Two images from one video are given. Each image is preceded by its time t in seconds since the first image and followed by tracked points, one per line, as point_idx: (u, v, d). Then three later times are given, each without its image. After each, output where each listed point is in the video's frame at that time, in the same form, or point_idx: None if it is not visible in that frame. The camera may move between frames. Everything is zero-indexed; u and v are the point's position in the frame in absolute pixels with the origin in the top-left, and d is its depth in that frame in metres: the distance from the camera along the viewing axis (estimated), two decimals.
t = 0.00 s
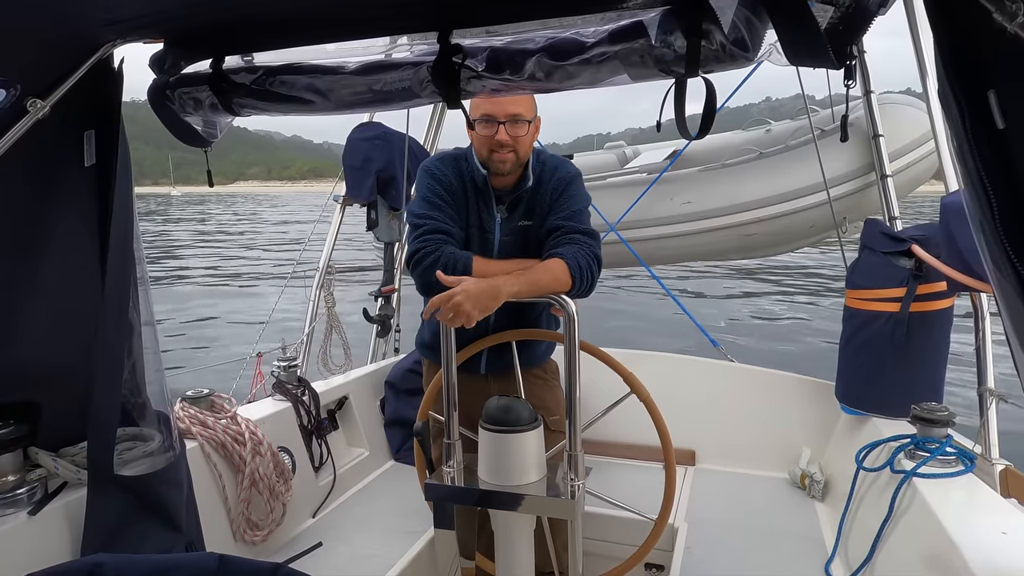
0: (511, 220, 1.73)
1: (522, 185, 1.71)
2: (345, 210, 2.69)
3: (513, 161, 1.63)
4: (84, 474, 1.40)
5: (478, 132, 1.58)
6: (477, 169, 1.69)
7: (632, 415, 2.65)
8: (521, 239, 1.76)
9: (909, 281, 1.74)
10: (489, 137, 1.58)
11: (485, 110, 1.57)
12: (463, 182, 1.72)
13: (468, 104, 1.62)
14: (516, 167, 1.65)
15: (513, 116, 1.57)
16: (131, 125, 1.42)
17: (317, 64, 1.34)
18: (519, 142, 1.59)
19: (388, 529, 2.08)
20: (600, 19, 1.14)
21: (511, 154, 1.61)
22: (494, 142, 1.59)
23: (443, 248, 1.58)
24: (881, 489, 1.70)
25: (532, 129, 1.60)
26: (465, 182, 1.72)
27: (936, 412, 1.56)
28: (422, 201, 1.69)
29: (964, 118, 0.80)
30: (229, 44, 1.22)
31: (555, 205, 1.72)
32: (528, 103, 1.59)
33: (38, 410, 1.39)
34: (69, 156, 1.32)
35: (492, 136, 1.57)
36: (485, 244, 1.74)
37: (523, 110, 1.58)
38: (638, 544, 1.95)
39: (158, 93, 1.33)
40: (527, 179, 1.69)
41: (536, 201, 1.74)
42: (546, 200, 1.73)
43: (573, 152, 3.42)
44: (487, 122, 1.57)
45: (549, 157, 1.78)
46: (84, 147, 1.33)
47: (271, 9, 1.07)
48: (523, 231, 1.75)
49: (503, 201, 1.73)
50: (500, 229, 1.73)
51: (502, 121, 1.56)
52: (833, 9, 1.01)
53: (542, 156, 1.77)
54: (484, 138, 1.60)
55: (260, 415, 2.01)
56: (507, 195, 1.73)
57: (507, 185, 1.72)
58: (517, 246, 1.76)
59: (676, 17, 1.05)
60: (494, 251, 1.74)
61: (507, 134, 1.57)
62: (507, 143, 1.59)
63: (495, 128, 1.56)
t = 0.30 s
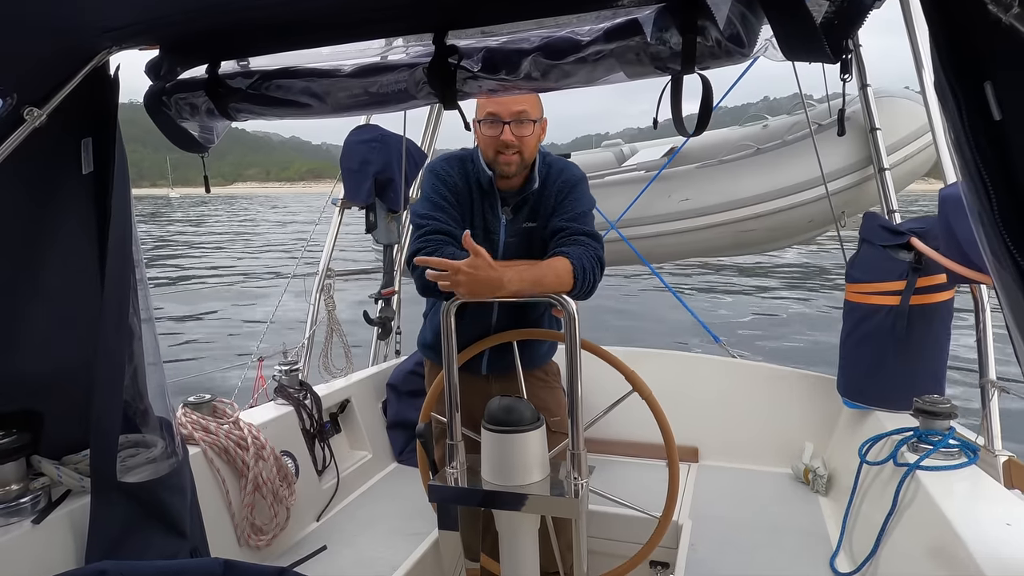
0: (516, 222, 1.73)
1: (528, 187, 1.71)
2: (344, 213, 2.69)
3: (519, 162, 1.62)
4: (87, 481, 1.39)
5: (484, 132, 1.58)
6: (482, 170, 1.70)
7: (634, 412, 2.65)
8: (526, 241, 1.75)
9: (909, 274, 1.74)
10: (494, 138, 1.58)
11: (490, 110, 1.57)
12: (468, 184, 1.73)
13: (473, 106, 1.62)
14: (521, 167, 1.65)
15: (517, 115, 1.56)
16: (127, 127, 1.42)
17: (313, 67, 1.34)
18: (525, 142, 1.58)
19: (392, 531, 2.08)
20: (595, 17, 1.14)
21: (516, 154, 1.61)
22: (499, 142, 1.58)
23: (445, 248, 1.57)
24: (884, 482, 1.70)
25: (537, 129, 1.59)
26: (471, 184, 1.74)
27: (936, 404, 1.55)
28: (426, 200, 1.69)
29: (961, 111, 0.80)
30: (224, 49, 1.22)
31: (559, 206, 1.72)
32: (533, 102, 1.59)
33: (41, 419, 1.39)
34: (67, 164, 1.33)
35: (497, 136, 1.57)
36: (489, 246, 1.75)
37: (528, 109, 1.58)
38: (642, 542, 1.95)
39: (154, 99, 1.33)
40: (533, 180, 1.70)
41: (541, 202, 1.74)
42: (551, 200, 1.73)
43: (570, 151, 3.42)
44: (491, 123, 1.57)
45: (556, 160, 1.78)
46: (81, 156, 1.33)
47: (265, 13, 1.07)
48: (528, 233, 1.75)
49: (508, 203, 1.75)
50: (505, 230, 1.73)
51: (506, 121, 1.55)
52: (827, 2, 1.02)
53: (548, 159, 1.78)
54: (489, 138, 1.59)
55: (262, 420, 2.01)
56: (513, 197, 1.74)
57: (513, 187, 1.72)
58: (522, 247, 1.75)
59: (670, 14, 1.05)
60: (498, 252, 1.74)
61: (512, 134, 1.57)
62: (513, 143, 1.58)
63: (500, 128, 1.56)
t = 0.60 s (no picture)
0: (519, 221, 1.74)
1: (530, 186, 1.72)
2: (343, 214, 2.68)
3: (522, 163, 1.62)
4: (88, 485, 1.40)
5: (488, 134, 1.58)
6: (485, 170, 1.71)
7: (635, 411, 2.65)
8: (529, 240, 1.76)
9: (909, 271, 1.74)
10: (498, 139, 1.58)
11: (494, 112, 1.57)
12: (471, 184, 1.73)
13: (476, 107, 1.61)
14: (524, 169, 1.65)
15: (522, 117, 1.56)
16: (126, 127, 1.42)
17: (311, 69, 1.34)
18: (528, 143, 1.58)
19: (394, 533, 2.08)
20: (593, 16, 1.15)
21: (519, 156, 1.60)
22: (503, 145, 1.58)
23: (445, 249, 1.56)
24: (886, 479, 1.70)
25: (540, 131, 1.59)
26: (473, 184, 1.74)
27: (937, 400, 1.55)
28: (427, 201, 1.69)
29: (960, 108, 0.80)
30: (223, 51, 1.22)
31: (561, 204, 1.72)
32: (536, 103, 1.60)
33: (43, 422, 1.40)
34: (66, 166, 1.32)
35: (501, 138, 1.57)
36: (493, 245, 1.75)
37: (532, 110, 1.58)
38: (644, 541, 1.95)
39: (152, 102, 1.33)
40: (536, 179, 1.71)
41: (543, 201, 1.74)
42: (553, 198, 1.73)
43: (570, 150, 3.42)
44: (495, 125, 1.57)
45: (558, 159, 1.78)
46: (80, 159, 1.33)
47: (263, 15, 1.07)
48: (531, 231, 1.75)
49: (510, 202, 1.74)
50: (508, 229, 1.73)
51: (510, 123, 1.56)
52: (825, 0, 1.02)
53: (551, 158, 1.78)
54: (494, 140, 1.59)
55: (263, 422, 2.01)
56: (515, 197, 1.74)
57: (516, 187, 1.72)
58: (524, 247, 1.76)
59: (667, 13, 1.05)
60: (501, 252, 1.75)
61: (516, 136, 1.56)
62: (517, 145, 1.57)
63: (504, 130, 1.56)
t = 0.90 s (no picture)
0: (519, 221, 1.74)
1: (529, 187, 1.71)
2: (343, 214, 2.69)
3: (522, 163, 1.62)
4: (88, 484, 1.40)
5: (488, 133, 1.58)
6: (484, 171, 1.70)
7: (635, 411, 2.65)
8: (530, 239, 1.76)
9: (909, 271, 1.74)
10: (497, 139, 1.58)
11: (494, 112, 1.56)
12: (471, 184, 1.72)
13: (478, 105, 1.61)
14: (524, 168, 1.65)
15: (522, 118, 1.55)
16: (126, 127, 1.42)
17: (311, 69, 1.34)
18: (528, 144, 1.58)
19: (394, 533, 2.08)
20: (593, 16, 1.15)
21: (519, 156, 1.60)
22: (503, 144, 1.58)
23: (445, 250, 1.57)
24: (886, 479, 1.70)
25: (540, 131, 1.59)
26: (473, 184, 1.73)
27: (937, 401, 1.55)
28: (427, 201, 1.69)
29: (960, 108, 0.80)
30: (223, 51, 1.22)
31: (562, 204, 1.72)
32: (537, 103, 1.57)
33: (43, 422, 1.40)
34: (66, 166, 1.32)
35: (501, 138, 1.57)
36: (493, 245, 1.75)
37: (533, 111, 1.56)
38: (644, 541, 1.95)
39: (153, 102, 1.33)
40: (535, 179, 1.70)
41: (543, 201, 1.74)
42: (552, 198, 1.73)
43: (570, 151, 3.42)
44: (496, 124, 1.56)
45: (557, 159, 1.78)
46: (79, 159, 1.33)
47: (263, 15, 1.07)
48: (531, 231, 1.75)
49: (510, 203, 1.73)
50: (508, 229, 1.73)
51: (510, 123, 1.55)
52: None
53: (552, 159, 1.78)
54: (494, 140, 1.59)
55: (263, 422, 2.01)
56: (514, 197, 1.73)
57: (517, 187, 1.71)
58: (525, 247, 1.76)
59: (667, 13, 1.05)
60: (502, 252, 1.75)
61: (516, 137, 1.56)
62: (516, 145, 1.58)
63: (505, 130, 1.56)
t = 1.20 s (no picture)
0: (524, 222, 1.74)
1: (535, 188, 1.70)
2: (344, 213, 2.69)
3: (528, 168, 1.63)
4: (87, 481, 1.40)
5: (495, 140, 1.55)
6: (490, 171, 1.69)
7: (634, 412, 2.65)
8: (533, 240, 1.76)
9: (909, 274, 1.74)
10: (505, 145, 1.55)
11: (502, 118, 1.54)
12: (476, 184, 1.72)
13: (485, 109, 1.57)
14: (529, 172, 1.65)
15: (530, 126, 1.53)
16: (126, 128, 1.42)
17: (313, 68, 1.34)
18: (535, 151, 1.57)
19: (392, 531, 2.08)
20: (596, 17, 1.14)
21: (525, 162, 1.61)
22: (511, 151, 1.57)
23: (444, 249, 1.57)
24: (884, 482, 1.70)
25: (548, 139, 1.57)
26: (478, 183, 1.72)
27: (936, 404, 1.55)
28: (431, 198, 1.69)
29: (962, 112, 0.80)
30: (226, 49, 1.22)
31: (566, 206, 1.72)
32: (544, 109, 1.55)
33: (42, 419, 1.39)
34: (67, 162, 1.33)
35: (509, 145, 1.54)
36: (496, 245, 1.74)
37: (540, 119, 1.54)
38: (642, 542, 1.95)
39: (154, 99, 1.34)
40: (542, 181, 1.70)
41: (549, 203, 1.74)
42: (558, 199, 1.73)
43: (571, 151, 3.42)
44: (503, 131, 1.53)
45: (564, 160, 1.78)
46: (80, 155, 1.33)
47: (265, 13, 1.07)
48: (534, 232, 1.75)
49: (514, 203, 1.74)
50: (512, 230, 1.73)
51: (519, 131, 1.53)
52: (827, 2, 1.02)
53: (558, 160, 1.77)
54: (501, 146, 1.57)
55: (262, 419, 2.01)
56: (520, 197, 1.73)
57: (521, 188, 1.71)
58: (528, 247, 1.76)
59: (670, 14, 1.05)
60: (506, 252, 1.74)
61: (524, 144, 1.54)
62: (524, 152, 1.57)
63: (512, 137, 1.53)
